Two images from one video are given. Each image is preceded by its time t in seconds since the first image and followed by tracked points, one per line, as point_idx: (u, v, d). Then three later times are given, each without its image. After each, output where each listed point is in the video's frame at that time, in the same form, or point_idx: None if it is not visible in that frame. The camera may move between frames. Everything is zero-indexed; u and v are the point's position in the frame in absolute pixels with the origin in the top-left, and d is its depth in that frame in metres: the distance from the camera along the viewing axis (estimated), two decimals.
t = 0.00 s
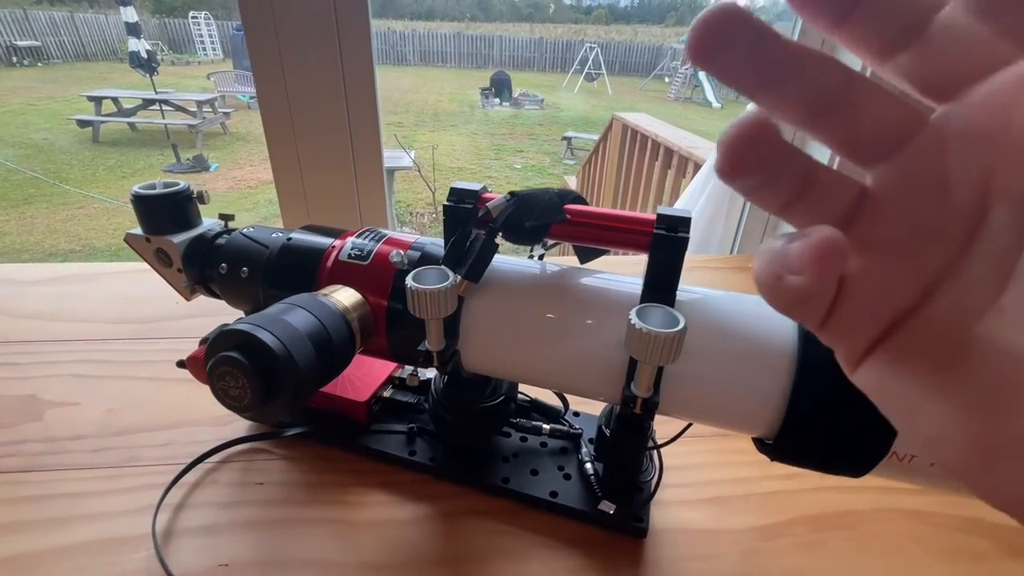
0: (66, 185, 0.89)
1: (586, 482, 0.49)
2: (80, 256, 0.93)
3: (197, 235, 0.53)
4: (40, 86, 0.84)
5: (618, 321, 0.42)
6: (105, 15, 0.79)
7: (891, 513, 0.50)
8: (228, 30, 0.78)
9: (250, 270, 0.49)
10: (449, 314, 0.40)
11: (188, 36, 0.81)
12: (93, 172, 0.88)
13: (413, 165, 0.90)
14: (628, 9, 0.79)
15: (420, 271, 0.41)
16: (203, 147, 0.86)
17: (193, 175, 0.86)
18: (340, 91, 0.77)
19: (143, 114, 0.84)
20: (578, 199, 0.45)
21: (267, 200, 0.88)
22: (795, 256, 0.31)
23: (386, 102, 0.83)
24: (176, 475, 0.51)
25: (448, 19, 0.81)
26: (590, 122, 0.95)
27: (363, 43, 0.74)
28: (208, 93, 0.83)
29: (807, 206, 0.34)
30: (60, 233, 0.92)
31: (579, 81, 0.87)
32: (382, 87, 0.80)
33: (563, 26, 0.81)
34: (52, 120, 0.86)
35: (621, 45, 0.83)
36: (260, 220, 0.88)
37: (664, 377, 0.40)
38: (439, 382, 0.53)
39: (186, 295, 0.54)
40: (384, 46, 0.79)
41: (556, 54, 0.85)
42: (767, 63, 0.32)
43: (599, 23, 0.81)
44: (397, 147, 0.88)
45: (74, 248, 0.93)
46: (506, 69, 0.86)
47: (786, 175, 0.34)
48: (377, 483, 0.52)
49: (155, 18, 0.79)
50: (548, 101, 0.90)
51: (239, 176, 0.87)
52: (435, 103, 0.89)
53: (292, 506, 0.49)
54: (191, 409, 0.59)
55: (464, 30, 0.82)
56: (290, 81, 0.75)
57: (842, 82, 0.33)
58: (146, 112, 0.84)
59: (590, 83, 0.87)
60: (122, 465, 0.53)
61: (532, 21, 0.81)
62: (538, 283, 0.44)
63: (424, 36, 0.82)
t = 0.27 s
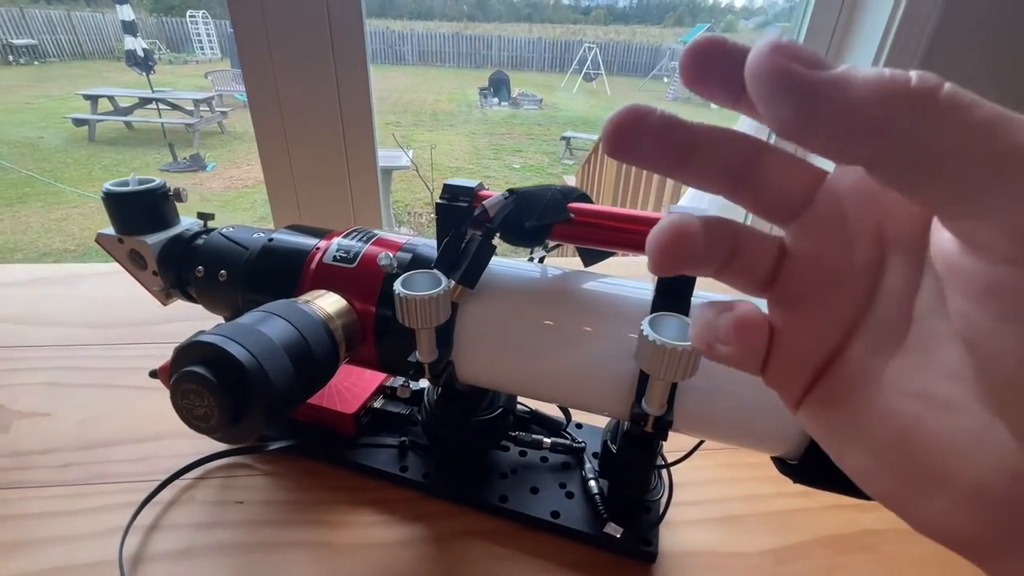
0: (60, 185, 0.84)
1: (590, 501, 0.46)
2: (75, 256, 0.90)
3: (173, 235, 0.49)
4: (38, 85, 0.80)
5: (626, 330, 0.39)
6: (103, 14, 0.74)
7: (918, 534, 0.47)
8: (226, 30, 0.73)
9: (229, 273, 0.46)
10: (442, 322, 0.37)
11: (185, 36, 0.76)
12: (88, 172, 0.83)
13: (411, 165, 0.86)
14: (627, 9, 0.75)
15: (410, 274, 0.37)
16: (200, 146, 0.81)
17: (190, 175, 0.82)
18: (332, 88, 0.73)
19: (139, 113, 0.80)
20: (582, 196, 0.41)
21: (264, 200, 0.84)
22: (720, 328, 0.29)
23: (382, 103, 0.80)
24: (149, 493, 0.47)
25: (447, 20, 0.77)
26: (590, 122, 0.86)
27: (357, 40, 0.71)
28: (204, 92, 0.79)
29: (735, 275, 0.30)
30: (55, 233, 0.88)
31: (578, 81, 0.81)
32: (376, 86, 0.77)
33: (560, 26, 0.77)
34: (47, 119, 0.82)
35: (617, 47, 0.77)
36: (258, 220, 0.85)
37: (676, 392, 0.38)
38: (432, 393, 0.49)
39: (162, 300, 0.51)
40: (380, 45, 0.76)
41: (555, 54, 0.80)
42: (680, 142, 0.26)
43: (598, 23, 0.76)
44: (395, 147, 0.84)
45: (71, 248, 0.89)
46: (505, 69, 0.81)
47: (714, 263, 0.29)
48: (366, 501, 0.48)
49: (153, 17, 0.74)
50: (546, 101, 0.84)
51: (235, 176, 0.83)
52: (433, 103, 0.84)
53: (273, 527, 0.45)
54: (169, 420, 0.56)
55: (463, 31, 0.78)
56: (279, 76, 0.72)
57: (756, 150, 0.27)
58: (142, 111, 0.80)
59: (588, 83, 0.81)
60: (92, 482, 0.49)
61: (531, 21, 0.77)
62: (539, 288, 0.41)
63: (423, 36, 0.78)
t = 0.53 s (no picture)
0: (57, 183, 0.83)
1: (579, 499, 0.45)
2: (71, 253, 0.90)
3: (156, 228, 0.48)
4: (37, 83, 0.79)
5: (616, 325, 0.38)
6: (100, 12, 0.73)
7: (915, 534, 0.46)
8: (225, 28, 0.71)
9: (212, 267, 0.45)
10: (426, 317, 0.36)
11: (185, 35, 0.74)
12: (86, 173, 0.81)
13: (409, 164, 0.85)
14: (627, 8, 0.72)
15: (393, 267, 0.37)
16: (198, 145, 0.80)
17: (189, 174, 0.81)
18: (325, 84, 0.72)
19: (136, 112, 0.79)
20: (570, 188, 0.41)
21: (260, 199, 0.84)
22: (668, 347, 0.26)
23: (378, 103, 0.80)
24: (131, 491, 0.47)
25: (447, 18, 0.76)
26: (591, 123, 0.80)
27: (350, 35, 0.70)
28: (202, 91, 0.77)
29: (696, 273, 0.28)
30: (51, 231, 0.88)
31: (577, 80, 0.78)
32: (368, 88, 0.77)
33: (560, 25, 0.75)
34: (44, 117, 0.81)
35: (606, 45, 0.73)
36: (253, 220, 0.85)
37: (665, 388, 0.37)
38: (419, 390, 0.49)
39: (145, 295, 0.50)
40: (373, 44, 0.76)
41: (554, 53, 0.78)
42: (615, 142, 0.25)
43: (598, 22, 0.74)
44: (392, 145, 0.84)
45: (66, 246, 0.89)
46: (504, 68, 0.79)
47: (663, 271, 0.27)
48: (352, 499, 0.47)
49: (151, 15, 0.73)
50: (545, 101, 0.81)
51: (232, 174, 0.82)
52: (432, 102, 0.82)
53: (257, 526, 0.45)
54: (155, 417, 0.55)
55: (463, 29, 0.76)
56: (271, 71, 0.71)
57: (707, 143, 0.25)
58: (139, 109, 0.79)
59: (587, 83, 0.78)
60: (75, 479, 0.48)
61: (530, 20, 0.75)
62: (526, 282, 0.40)
63: (422, 35, 0.77)
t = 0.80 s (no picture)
0: (56, 180, 0.85)
1: (571, 489, 0.47)
2: (70, 252, 0.90)
3: (160, 227, 0.50)
4: (36, 81, 0.80)
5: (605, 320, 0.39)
6: (98, 10, 0.75)
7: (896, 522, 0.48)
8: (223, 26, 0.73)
9: (215, 264, 0.46)
10: (422, 312, 0.37)
11: (183, 32, 0.75)
12: (84, 169, 0.83)
13: (408, 163, 0.86)
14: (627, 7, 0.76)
15: (391, 264, 0.38)
16: (198, 143, 0.81)
17: (188, 172, 0.83)
18: (326, 83, 0.74)
19: (135, 110, 0.80)
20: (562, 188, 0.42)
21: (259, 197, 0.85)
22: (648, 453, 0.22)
23: (377, 100, 0.81)
24: (136, 482, 0.48)
25: (446, 17, 0.77)
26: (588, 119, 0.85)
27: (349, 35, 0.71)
28: (201, 89, 0.78)
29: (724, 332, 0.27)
30: (50, 229, 0.88)
31: (577, 78, 0.82)
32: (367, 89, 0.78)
33: (559, 24, 0.78)
34: (41, 115, 0.81)
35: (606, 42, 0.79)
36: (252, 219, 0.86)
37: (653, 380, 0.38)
38: (416, 384, 0.50)
39: (150, 291, 0.51)
40: (373, 43, 0.77)
41: (553, 52, 0.80)
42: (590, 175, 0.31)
43: (597, 21, 0.77)
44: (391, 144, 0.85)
45: (66, 244, 0.89)
46: (503, 66, 0.81)
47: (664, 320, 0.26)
48: (351, 490, 0.49)
49: (149, 13, 0.74)
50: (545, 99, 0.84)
51: (231, 173, 0.84)
52: (431, 101, 0.83)
53: (259, 515, 0.46)
54: (159, 410, 0.56)
55: (462, 28, 0.78)
56: (271, 71, 0.72)
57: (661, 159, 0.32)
58: (138, 108, 0.80)
59: (587, 81, 0.82)
60: (81, 471, 0.50)
61: (530, 19, 0.77)
62: (519, 278, 0.41)
63: (421, 33, 0.78)
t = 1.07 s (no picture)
0: (46, 180, 0.85)
1: (569, 487, 0.48)
2: (63, 252, 0.91)
3: (164, 231, 0.51)
4: (27, 80, 0.80)
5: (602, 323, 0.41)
6: (90, 9, 0.75)
7: (883, 518, 0.49)
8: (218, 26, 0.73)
9: (220, 268, 0.47)
10: (425, 315, 0.38)
11: (176, 31, 0.76)
12: (76, 168, 0.83)
13: (403, 164, 0.87)
14: (621, 8, 0.78)
15: (395, 268, 0.39)
16: (191, 143, 0.82)
17: (180, 172, 0.83)
18: (323, 85, 0.74)
19: (127, 109, 0.80)
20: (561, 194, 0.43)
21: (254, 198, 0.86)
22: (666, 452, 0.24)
23: (374, 101, 0.81)
24: (142, 481, 0.49)
25: (441, 18, 0.78)
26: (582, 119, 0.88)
27: (347, 38, 0.72)
28: (195, 89, 0.79)
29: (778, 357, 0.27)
30: (42, 229, 0.89)
31: (572, 80, 0.83)
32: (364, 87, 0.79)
33: (554, 25, 0.79)
34: (33, 115, 0.82)
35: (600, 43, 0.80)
36: (247, 219, 0.87)
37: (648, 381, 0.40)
38: (418, 385, 0.51)
39: (154, 294, 0.52)
40: (371, 43, 0.77)
41: (548, 53, 0.81)
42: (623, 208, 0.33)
43: (592, 22, 0.79)
44: (387, 145, 0.86)
45: (58, 245, 0.90)
46: (499, 67, 0.82)
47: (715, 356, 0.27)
48: (354, 489, 0.50)
49: (142, 12, 0.75)
50: (540, 100, 0.85)
51: (225, 173, 0.84)
52: (426, 101, 0.84)
53: (264, 514, 0.47)
54: (161, 412, 0.57)
55: (457, 28, 0.79)
56: (269, 72, 0.72)
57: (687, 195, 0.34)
58: (131, 107, 0.80)
59: (582, 83, 0.84)
60: (86, 472, 0.50)
61: (525, 20, 0.78)
62: (519, 281, 0.43)
63: (416, 34, 0.79)
